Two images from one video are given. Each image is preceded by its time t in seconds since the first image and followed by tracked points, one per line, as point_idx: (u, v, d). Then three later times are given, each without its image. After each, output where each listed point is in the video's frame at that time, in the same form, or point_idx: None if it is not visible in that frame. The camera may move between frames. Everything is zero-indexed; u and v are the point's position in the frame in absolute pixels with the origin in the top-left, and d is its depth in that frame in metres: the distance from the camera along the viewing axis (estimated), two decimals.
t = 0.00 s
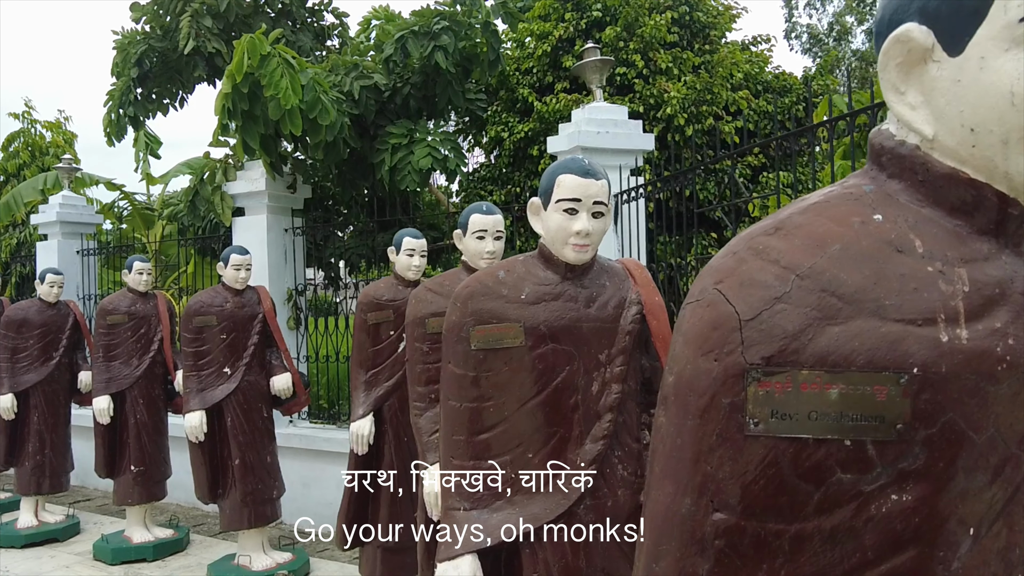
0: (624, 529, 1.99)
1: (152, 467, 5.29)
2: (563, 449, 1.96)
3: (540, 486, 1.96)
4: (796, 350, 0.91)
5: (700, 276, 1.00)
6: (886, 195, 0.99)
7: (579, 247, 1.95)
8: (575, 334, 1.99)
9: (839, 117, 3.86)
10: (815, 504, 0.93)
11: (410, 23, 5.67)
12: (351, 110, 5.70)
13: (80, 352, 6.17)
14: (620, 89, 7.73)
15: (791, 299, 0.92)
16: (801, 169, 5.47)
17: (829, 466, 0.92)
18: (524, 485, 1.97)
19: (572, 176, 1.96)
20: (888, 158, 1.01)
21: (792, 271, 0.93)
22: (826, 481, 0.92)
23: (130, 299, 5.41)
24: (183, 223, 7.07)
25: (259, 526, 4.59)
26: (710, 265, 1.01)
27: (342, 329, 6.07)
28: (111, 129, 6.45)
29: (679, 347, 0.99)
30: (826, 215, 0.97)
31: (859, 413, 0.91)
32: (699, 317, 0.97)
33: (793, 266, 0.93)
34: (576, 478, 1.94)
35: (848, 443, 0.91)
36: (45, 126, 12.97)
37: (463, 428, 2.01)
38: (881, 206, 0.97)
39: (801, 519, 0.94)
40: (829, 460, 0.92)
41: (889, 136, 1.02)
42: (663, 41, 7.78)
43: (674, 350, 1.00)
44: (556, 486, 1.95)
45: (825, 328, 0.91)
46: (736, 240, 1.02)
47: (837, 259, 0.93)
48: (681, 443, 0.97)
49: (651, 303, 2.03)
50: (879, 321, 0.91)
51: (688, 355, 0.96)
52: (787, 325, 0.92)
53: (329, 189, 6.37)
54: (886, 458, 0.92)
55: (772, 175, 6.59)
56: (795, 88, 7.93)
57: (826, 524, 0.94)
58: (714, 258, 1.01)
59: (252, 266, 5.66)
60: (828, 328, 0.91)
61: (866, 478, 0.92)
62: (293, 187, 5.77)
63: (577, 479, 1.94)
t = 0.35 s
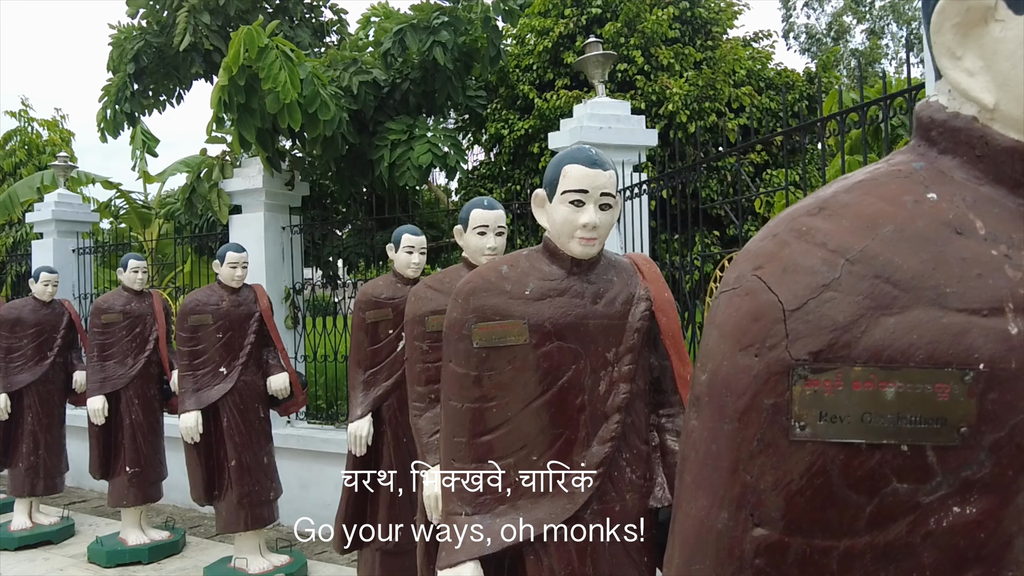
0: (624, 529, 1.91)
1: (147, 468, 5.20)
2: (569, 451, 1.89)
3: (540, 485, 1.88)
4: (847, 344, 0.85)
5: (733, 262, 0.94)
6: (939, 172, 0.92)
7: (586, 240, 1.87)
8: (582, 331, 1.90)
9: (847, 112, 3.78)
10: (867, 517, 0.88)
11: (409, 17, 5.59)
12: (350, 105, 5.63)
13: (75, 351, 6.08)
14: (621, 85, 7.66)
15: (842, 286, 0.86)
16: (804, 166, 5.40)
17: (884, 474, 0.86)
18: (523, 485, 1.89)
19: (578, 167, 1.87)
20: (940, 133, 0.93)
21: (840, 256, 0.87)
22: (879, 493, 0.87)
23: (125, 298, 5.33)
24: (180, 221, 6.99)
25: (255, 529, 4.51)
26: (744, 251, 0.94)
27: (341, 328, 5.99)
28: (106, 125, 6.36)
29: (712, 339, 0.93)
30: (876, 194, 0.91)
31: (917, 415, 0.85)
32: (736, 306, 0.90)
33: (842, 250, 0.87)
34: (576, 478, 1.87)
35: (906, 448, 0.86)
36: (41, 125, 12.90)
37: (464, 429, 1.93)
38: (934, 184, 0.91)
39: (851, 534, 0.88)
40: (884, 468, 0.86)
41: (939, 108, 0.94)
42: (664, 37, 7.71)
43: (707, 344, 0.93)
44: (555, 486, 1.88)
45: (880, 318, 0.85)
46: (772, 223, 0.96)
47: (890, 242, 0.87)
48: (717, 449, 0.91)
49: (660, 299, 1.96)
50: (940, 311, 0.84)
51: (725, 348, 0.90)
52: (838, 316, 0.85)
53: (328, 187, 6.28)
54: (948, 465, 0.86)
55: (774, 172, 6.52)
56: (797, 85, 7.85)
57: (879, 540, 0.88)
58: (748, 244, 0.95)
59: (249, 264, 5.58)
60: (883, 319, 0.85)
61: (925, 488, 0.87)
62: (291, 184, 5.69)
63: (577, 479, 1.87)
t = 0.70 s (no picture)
0: (623, 529, 1.84)
1: (142, 470, 5.12)
2: (574, 455, 1.82)
3: (538, 484, 1.82)
4: (901, 345, 0.80)
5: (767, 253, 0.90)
6: (994, 153, 0.86)
7: (591, 236, 1.80)
8: (587, 331, 1.83)
9: (853, 106, 3.71)
10: (924, 538, 0.84)
11: (408, 13, 5.51)
12: (348, 101, 5.56)
13: (70, 352, 6.00)
14: (622, 83, 7.60)
15: (895, 276, 0.81)
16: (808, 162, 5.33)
17: (942, 491, 0.83)
18: (523, 485, 1.82)
19: (583, 160, 1.80)
20: (994, 110, 0.86)
21: (891, 243, 0.82)
22: (938, 512, 0.83)
23: (121, 297, 5.25)
24: (177, 220, 6.91)
25: (252, 531, 4.44)
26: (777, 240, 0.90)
27: (339, 328, 5.92)
28: (103, 123, 6.28)
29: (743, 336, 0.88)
30: (927, 176, 0.86)
31: (979, 427, 0.81)
32: (771, 303, 0.86)
33: (892, 238, 0.82)
34: (576, 478, 1.81)
35: (967, 461, 0.82)
36: (39, 125, 12.85)
37: (464, 433, 1.85)
38: (990, 165, 0.85)
39: (905, 558, 0.85)
40: (943, 484, 0.83)
41: (992, 84, 0.87)
42: (666, 34, 7.64)
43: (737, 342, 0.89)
44: (556, 487, 1.81)
45: (936, 316, 0.80)
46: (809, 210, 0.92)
47: (946, 229, 0.82)
48: (753, 464, 0.86)
49: (668, 297, 1.89)
50: (1001, 306, 0.80)
51: (761, 349, 0.85)
52: (892, 313, 0.81)
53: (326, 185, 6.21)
54: (1011, 483, 0.83)
55: (777, 170, 6.45)
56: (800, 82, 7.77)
57: (935, 564, 0.85)
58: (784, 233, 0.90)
59: (246, 263, 5.50)
60: (941, 317, 0.80)
61: (987, 509, 0.83)
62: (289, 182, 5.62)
63: (577, 479, 1.81)
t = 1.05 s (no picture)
0: (623, 529, 1.75)
1: (137, 474, 5.03)
2: (579, 467, 1.74)
3: (539, 485, 1.74)
4: (983, 367, 0.73)
5: (820, 259, 0.82)
6: None
7: (597, 236, 1.71)
8: (593, 337, 1.75)
9: (862, 104, 3.62)
10: None
11: (408, 11, 5.42)
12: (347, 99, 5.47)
13: (65, 353, 5.91)
14: (623, 81, 7.52)
15: (972, 287, 0.73)
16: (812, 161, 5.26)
17: None
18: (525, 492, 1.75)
19: (589, 156, 1.71)
20: None
21: (967, 248, 0.75)
22: None
23: (114, 298, 5.16)
24: (174, 219, 6.83)
25: (248, 537, 4.35)
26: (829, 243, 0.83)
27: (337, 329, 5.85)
28: (99, 121, 6.18)
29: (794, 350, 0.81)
30: (1000, 170, 0.78)
31: None
32: (829, 319, 0.78)
33: (967, 241, 0.75)
34: (577, 478, 1.73)
35: None
36: (35, 124, 12.76)
37: (464, 444, 1.77)
38: None
39: None
40: None
41: None
42: (667, 32, 7.57)
43: (786, 360, 0.81)
44: (556, 487, 1.74)
45: (1023, 331, 0.72)
46: (863, 208, 0.84)
47: None
48: (809, 506, 0.78)
49: (677, 300, 1.80)
50: None
51: (819, 371, 0.78)
52: (971, 330, 0.73)
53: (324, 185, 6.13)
54: None
55: (780, 169, 6.38)
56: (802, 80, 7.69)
57: None
58: (837, 236, 0.83)
59: (242, 264, 5.42)
60: None
61: None
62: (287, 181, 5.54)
63: (578, 479, 1.73)
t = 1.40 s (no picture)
0: (623, 528, 1.68)
1: (132, 478, 4.94)
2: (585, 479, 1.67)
3: (542, 490, 1.68)
4: None
5: (877, 269, 0.79)
6: None
7: (603, 238, 1.63)
8: (599, 342, 1.67)
9: (870, 102, 3.55)
10: None
11: (407, 9, 5.34)
12: (344, 97, 5.40)
13: (59, 355, 5.82)
14: (623, 80, 7.46)
15: None
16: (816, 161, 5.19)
17: None
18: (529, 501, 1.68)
19: (595, 154, 1.64)
20: None
21: None
22: None
23: (109, 300, 5.04)
24: (170, 219, 6.76)
25: (244, 542, 4.27)
26: (883, 253, 0.81)
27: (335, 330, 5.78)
28: (95, 120, 6.10)
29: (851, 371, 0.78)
30: None
31: None
32: (887, 340, 0.76)
33: None
34: (577, 478, 1.67)
35: None
36: (31, 124, 12.66)
37: (463, 454, 1.70)
38: None
39: None
40: None
41: None
42: (668, 31, 7.51)
43: (842, 385, 0.79)
44: (556, 487, 1.67)
45: None
46: (917, 214, 0.80)
47: None
48: (872, 555, 0.76)
49: (687, 304, 1.73)
50: None
51: (885, 403, 0.75)
52: None
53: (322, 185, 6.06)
54: None
55: (783, 168, 6.31)
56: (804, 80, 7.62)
57: None
58: (898, 240, 0.79)
59: (238, 265, 5.34)
60: None
61: None
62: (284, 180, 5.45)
63: (578, 479, 1.67)
